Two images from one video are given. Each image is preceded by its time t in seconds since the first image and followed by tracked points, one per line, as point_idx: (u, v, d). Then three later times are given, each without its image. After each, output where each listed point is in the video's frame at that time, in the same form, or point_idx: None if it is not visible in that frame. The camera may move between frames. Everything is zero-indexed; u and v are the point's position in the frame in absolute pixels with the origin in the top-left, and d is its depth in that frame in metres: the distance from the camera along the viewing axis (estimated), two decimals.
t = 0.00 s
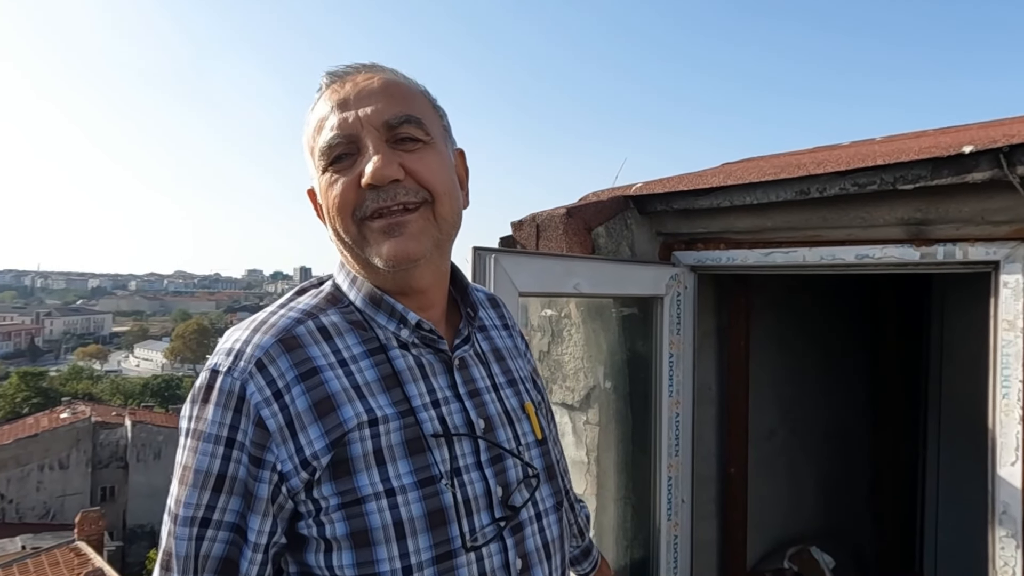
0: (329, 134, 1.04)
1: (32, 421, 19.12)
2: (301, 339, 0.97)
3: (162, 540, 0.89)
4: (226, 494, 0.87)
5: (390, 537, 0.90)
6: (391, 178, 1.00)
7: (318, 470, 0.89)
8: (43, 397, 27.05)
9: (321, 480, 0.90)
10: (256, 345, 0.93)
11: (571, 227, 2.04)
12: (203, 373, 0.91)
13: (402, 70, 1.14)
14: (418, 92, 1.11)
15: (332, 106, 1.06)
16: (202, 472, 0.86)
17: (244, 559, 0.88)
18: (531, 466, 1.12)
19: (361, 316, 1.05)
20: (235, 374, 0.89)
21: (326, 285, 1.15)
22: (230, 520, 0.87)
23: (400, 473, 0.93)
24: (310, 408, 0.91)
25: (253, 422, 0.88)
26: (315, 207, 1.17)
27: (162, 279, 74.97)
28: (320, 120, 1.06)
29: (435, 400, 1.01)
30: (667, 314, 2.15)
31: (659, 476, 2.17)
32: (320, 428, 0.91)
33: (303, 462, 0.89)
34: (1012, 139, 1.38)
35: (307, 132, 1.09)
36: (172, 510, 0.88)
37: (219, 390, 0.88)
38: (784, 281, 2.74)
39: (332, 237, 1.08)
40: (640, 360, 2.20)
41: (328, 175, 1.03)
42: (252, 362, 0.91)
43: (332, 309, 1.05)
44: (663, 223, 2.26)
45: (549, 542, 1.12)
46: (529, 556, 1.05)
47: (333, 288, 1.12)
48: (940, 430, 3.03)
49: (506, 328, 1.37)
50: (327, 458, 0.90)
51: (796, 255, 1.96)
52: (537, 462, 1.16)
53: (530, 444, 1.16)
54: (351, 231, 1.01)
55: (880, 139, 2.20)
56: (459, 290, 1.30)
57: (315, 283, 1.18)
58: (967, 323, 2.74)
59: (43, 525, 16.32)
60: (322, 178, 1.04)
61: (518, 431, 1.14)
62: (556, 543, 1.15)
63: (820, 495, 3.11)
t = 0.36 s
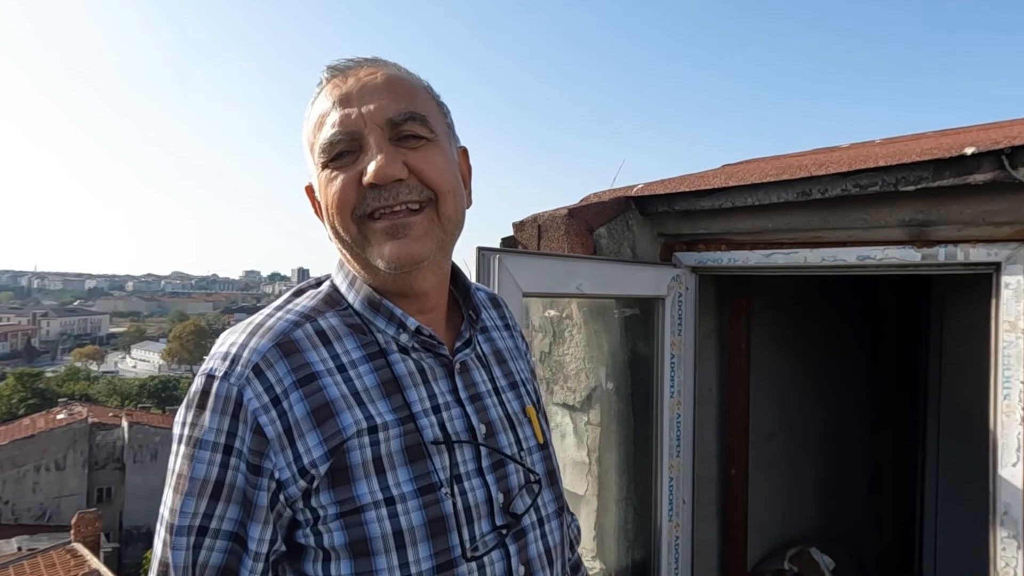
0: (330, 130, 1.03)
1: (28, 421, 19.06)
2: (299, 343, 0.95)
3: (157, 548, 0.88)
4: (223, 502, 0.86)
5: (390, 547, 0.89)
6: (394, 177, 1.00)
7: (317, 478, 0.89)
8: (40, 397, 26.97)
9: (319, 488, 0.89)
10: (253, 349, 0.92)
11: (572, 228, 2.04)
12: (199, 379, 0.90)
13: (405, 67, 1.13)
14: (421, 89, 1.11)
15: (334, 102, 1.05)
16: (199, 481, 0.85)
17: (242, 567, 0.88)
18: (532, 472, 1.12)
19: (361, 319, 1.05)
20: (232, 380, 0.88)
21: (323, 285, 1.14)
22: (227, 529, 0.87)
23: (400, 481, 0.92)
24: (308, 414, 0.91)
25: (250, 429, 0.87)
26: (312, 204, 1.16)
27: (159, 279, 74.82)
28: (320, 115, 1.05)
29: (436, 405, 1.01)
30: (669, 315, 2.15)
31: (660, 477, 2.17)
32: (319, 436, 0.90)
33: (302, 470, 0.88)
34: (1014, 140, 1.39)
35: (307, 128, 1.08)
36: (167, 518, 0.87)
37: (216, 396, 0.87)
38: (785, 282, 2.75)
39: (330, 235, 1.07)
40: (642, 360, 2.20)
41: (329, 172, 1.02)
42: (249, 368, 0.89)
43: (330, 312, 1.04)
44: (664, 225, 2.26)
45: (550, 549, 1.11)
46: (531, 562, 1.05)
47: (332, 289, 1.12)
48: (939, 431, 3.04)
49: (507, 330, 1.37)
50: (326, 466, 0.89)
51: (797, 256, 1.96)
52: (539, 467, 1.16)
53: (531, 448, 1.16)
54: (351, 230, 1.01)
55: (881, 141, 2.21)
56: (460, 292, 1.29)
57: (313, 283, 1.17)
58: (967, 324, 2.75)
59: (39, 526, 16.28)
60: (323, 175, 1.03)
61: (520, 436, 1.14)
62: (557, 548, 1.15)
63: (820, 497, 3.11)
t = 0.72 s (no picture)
0: (319, 131, 1.02)
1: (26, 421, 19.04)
2: (287, 348, 0.95)
3: (145, 556, 0.88)
4: (211, 509, 0.86)
5: (379, 552, 0.90)
6: (385, 179, 1.00)
7: (305, 484, 0.89)
8: (37, 398, 26.92)
9: (307, 495, 0.89)
10: (240, 354, 0.92)
11: (569, 228, 2.05)
12: (185, 384, 0.89)
13: (395, 67, 1.13)
14: (412, 90, 1.11)
15: (323, 103, 1.05)
16: (185, 488, 0.85)
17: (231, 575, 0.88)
18: (522, 474, 1.12)
19: (349, 323, 1.05)
20: (219, 385, 0.88)
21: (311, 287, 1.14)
22: (215, 536, 0.87)
23: (389, 487, 0.93)
24: (296, 420, 0.91)
25: (237, 436, 0.87)
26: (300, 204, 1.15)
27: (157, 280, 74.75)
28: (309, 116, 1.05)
29: (425, 409, 1.01)
30: (667, 315, 2.16)
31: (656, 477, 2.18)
32: (307, 442, 0.90)
33: (290, 476, 0.88)
34: (1007, 141, 1.40)
35: (296, 128, 1.08)
36: (154, 525, 0.87)
37: (202, 401, 0.87)
38: (781, 283, 2.75)
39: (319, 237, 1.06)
40: (640, 361, 2.22)
41: (318, 173, 1.02)
42: (236, 373, 0.89)
43: (319, 315, 1.04)
44: (661, 225, 2.26)
45: (541, 550, 1.12)
46: (522, 564, 1.06)
47: (320, 292, 1.12)
48: (935, 430, 3.05)
49: (498, 330, 1.37)
50: (314, 473, 0.89)
51: (793, 257, 1.97)
52: (529, 469, 1.17)
53: (521, 450, 1.17)
54: (341, 232, 1.00)
55: (876, 142, 2.22)
56: (451, 293, 1.29)
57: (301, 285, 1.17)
58: (962, 325, 2.76)
59: (36, 527, 16.24)
60: (312, 176, 1.03)
61: (510, 438, 1.14)
62: (548, 549, 1.15)
63: (817, 497, 3.12)
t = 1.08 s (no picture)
0: (320, 130, 1.03)
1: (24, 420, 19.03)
2: (284, 347, 0.96)
3: (141, 554, 0.88)
4: (208, 507, 0.86)
5: (375, 551, 0.90)
6: (385, 179, 1.00)
7: (301, 483, 0.89)
8: (36, 397, 26.91)
9: (303, 493, 0.90)
10: (237, 353, 0.92)
11: (568, 228, 2.05)
12: (181, 383, 0.89)
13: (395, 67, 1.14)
14: (411, 89, 1.12)
15: (323, 101, 1.05)
16: (182, 486, 0.85)
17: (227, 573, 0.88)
18: (518, 473, 1.13)
19: (345, 322, 1.05)
20: (215, 384, 0.88)
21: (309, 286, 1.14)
22: (212, 534, 0.87)
23: (385, 485, 0.93)
24: (293, 419, 0.91)
25: (233, 434, 0.87)
26: (297, 203, 1.15)
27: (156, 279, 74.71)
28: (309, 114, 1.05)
29: (421, 408, 1.02)
30: (666, 313, 2.16)
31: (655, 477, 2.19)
32: (303, 441, 0.90)
33: (286, 475, 0.89)
34: (1004, 142, 1.40)
35: (295, 127, 1.08)
36: (151, 523, 0.87)
37: (199, 400, 0.87)
38: (778, 283, 2.76)
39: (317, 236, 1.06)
40: (639, 360, 2.22)
41: (318, 171, 1.02)
42: (233, 372, 0.90)
43: (316, 314, 1.04)
44: (659, 224, 2.26)
45: (537, 548, 1.12)
46: (518, 563, 1.06)
47: (317, 292, 1.12)
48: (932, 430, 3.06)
49: (494, 329, 1.38)
50: (310, 472, 0.90)
51: (791, 256, 1.97)
52: (525, 468, 1.17)
53: (517, 449, 1.17)
54: (341, 231, 1.00)
55: (873, 142, 2.22)
56: (448, 292, 1.30)
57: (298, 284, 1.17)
58: (959, 325, 2.76)
59: (35, 526, 16.24)
60: (311, 174, 1.03)
61: (505, 437, 1.15)
62: (544, 548, 1.16)
63: (815, 497, 3.13)
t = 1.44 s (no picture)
0: (328, 117, 1.02)
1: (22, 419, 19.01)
2: (288, 335, 0.95)
3: (145, 543, 0.88)
4: (211, 496, 0.86)
5: (380, 541, 0.90)
6: (394, 167, 1.00)
7: (306, 472, 0.89)
8: (34, 395, 26.88)
9: (309, 483, 0.89)
10: (242, 341, 0.92)
11: (568, 223, 2.04)
12: (185, 370, 0.89)
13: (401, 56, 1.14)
14: (418, 79, 1.11)
15: (331, 89, 1.04)
16: (186, 474, 0.85)
17: (231, 563, 0.88)
18: (522, 464, 1.12)
19: (350, 311, 1.05)
20: (220, 372, 0.87)
21: (310, 276, 1.13)
22: (216, 523, 0.87)
23: (391, 475, 0.93)
24: (298, 408, 0.91)
25: (238, 423, 0.87)
26: (301, 192, 1.14)
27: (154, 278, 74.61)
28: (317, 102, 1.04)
29: (426, 398, 1.01)
30: (666, 309, 2.16)
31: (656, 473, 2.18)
32: (309, 430, 0.90)
33: (291, 465, 0.88)
34: (1005, 136, 1.40)
35: (301, 114, 1.07)
36: (154, 512, 0.86)
37: (203, 387, 0.87)
38: (777, 280, 2.76)
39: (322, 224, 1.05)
40: (640, 358, 2.22)
41: (325, 157, 1.01)
42: (238, 360, 0.89)
43: (320, 303, 1.04)
44: (659, 220, 2.26)
45: (540, 539, 1.12)
46: (521, 554, 1.06)
47: (320, 281, 1.11)
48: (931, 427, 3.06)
49: (496, 320, 1.37)
50: (316, 461, 0.89)
51: (791, 251, 1.96)
52: (528, 458, 1.17)
53: (521, 440, 1.17)
54: (347, 218, 0.99)
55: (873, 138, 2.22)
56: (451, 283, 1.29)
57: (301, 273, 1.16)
58: (958, 323, 2.77)
59: (33, 525, 16.22)
60: (318, 161, 1.02)
61: (509, 428, 1.14)
62: (546, 539, 1.16)
63: (814, 494, 3.13)
